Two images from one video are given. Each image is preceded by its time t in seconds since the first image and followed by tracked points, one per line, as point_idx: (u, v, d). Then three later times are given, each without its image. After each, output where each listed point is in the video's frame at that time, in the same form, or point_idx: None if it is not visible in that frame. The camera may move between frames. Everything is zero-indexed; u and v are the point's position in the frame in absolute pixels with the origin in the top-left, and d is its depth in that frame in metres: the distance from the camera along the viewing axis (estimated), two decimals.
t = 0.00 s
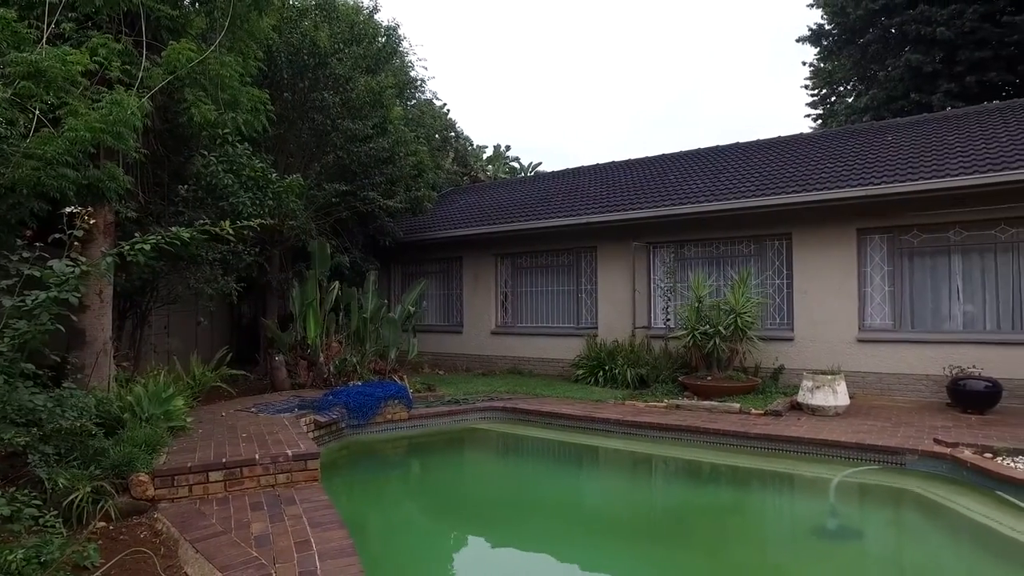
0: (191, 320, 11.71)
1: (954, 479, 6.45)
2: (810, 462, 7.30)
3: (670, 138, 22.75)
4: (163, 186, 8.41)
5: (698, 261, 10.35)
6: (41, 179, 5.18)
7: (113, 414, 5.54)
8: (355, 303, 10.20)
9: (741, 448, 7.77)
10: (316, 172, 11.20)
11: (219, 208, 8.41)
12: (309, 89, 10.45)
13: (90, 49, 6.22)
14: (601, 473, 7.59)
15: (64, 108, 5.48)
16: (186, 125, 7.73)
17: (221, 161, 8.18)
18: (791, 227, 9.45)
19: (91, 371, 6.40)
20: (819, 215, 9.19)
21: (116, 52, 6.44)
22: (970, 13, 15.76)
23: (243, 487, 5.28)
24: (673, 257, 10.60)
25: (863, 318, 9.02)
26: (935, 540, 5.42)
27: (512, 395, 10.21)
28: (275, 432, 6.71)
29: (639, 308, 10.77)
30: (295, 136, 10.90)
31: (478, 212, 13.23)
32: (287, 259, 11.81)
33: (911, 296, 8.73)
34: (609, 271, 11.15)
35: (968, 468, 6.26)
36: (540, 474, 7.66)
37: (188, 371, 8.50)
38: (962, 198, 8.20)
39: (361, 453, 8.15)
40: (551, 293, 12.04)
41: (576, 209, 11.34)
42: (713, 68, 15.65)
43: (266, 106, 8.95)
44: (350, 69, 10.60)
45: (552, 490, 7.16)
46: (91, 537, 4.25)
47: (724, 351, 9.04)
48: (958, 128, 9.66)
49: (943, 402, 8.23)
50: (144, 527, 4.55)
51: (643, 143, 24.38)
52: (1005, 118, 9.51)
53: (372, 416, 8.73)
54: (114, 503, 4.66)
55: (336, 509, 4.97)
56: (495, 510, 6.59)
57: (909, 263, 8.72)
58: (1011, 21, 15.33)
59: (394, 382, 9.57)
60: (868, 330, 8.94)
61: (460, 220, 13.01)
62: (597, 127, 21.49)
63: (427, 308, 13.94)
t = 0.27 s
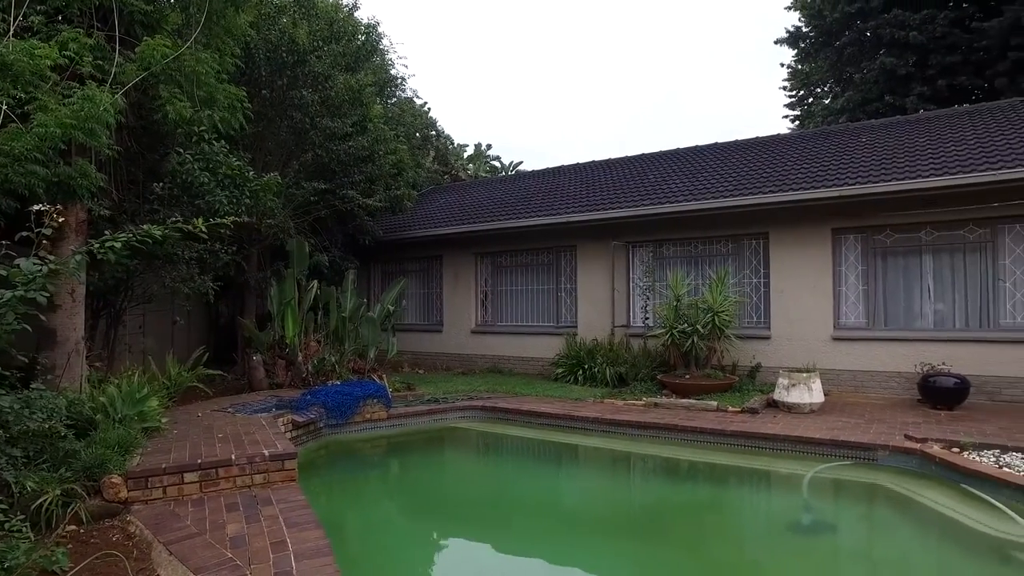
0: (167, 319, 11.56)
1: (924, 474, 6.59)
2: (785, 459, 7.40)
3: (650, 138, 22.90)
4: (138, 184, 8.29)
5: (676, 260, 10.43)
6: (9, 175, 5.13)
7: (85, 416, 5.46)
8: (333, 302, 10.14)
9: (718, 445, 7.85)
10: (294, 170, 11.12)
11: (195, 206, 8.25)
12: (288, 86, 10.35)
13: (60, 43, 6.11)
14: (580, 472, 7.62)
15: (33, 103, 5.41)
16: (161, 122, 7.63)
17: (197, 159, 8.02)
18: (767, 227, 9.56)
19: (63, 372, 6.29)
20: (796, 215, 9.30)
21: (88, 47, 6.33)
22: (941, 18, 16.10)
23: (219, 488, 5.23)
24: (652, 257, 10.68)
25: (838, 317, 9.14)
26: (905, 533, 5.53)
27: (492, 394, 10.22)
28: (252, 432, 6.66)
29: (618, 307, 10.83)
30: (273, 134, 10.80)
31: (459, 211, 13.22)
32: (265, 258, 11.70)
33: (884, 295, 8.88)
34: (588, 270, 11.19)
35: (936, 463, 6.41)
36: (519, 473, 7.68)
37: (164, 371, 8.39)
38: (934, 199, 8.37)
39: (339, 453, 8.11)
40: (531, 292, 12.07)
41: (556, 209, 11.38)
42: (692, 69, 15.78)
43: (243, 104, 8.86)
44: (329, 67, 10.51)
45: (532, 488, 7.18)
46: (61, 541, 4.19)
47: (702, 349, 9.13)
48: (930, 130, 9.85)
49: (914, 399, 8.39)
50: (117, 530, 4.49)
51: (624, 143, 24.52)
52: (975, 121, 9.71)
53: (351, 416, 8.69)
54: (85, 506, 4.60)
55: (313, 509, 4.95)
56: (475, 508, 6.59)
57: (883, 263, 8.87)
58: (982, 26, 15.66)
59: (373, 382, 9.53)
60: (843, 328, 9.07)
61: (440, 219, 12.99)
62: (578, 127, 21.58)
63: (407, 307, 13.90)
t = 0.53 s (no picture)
0: (134, 319, 11.35)
1: (888, 468, 6.75)
2: (755, 455, 7.51)
3: (624, 138, 23.06)
4: (104, 180, 8.13)
5: (649, 259, 10.52)
6: None
7: (46, 418, 5.33)
8: (306, 301, 10.04)
9: (690, 442, 7.94)
10: (266, 167, 10.99)
11: (163, 203, 8.07)
12: (259, 83, 10.21)
13: (18, 34, 5.96)
14: (553, 469, 7.66)
15: None
16: (127, 117, 7.49)
17: (165, 155, 7.80)
18: (738, 227, 9.69)
19: (24, 373, 6.13)
20: (766, 214, 9.44)
21: (49, 39, 6.19)
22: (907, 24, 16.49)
23: (187, 490, 5.15)
24: (625, 255, 10.76)
25: (807, 315, 9.30)
26: (870, 526, 5.66)
27: (466, 393, 10.22)
28: (222, 433, 6.57)
29: (591, 305, 10.90)
30: (245, 131, 10.66)
31: (433, 209, 13.18)
32: (236, 256, 11.54)
33: (851, 294, 9.06)
34: (562, 268, 11.23)
35: (900, 457, 6.56)
36: (493, 471, 7.68)
37: (130, 372, 8.23)
38: (899, 199, 8.56)
39: (312, 453, 8.03)
40: (505, 291, 12.07)
41: (531, 207, 11.40)
42: (665, 69, 15.91)
43: (213, 100, 8.74)
44: (303, 63, 10.37)
45: (506, 487, 7.19)
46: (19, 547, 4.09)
47: (674, 347, 9.22)
48: (895, 132, 10.07)
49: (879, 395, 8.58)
50: (79, 534, 4.39)
51: (598, 143, 24.68)
52: (938, 124, 9.96)
53: (324, 415, 8.62)
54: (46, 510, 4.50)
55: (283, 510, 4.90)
56: (448, 507, 6.58)
57: (850, 262, 9.05)
58: (944, 32, 16.05)
59: (346, 381, 9.46)
60: (812, 326, 9.23)
61: (415, 218, 12.94)
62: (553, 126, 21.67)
63: (381, 306, 13.83)
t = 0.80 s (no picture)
0: (94, 319, 11.06)
1: (848, 463, 6.93)
2: (721, 451, 7.64)
3: (594, 138, 23.24)
4: (60, 176, 7.90)
5: (618, 258, 10.61)
6: None
7: None
8: (273, 301, 9.91)
9: (657, 439, 8.03)
10: (232, 165, 10.81)
11: (124, 201, 7.86)
12: (224, 78, 10.03)
13: None
14: (523, 468, 7.68)
15: None
16: (85, 111, 7.28)
17: (125, 151, 7.56)
18: (704, 226, 9.83)
19: None
20: (732, 215, 9.59)
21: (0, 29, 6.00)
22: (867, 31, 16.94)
23: (148, 493, 5.05)
24: (594, 254, 10.84)
25: (772, 314, 9.47)
26: (831, 519, 5.80)
27: (435, 392, 10.19)
28: (185, 435, 6.45)
29: (561, 305, 10.96)
30: (210, 127, 10.46)
31: (403, 208, 13.11)
32: (200, 255, 11.33)
33: (813, 293, 9.26)
34: (532, 267, 11.27)
35: (859, 451, 6.74)
36: (463, 470, 7.68)
37: (89, 373, 8.03)
38: (860, 201, 8.78)
39: (279, 455, 7.92)
40: (475, 290, 12.06)
41: (500, 206, 11.41)
42: (634, 70, 16.07)
43: (176, 95, 8.55)
44: (269, 59, 10.20)
45: (476, 486, 7.20)
46: None
47: (642, 346, 9.32)
48: (856, 135, 10.33)
49: (840, 391, 8.80)
50: (32, 542, 4.27)
51: (568, 143, 24.84)
52: (897, 127, 10.25)
53: (291, 416, 8.51)
54: None
55: (248, 512, 4.83)
56: (417, 507, 6.55)
57: (813, 261, 9.25)
58: (902, 39, 16.51)
59: (314, 381, 9.36)
60: (776, 324, 9.41)
61: (384, 216, 12.86)
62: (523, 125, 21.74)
63: (350, 305, 13.70)
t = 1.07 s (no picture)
0: (49, 319, 10.74)
1: (809, 457, 7.09)
2: (687, 448, 7.75)
3: (562, 137, 23.36)
4: (12, 170, 7.68)
5: (586, 257, 10.68)
6: None
7: None
8: (237, 300, 9.73)
9: (625, 436, 8.11)
10: (195, 161, 10.58)
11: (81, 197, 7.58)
12: (187, 72, 9.74)
13: None
14: (492, 466, 7.69)
15: None
16: (38, 103, 7.05)
17: (82, 146, 7.29)
18: (671, 226, 9.94)
19: None
20: (698, 214, 9.72)
21: None
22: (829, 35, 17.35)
23: (106, 498, 4.92)
24: (562, 253, 10.89)
25: (737, 312, 9.63)
26: (793, 512, 5.93)
27: (403, 391, 10.14)
28: (145, 437, 6.30)
29: (529, 304, 10.99)
30: (172, 123, 10.21)
31: (371, 206, 13.01)
32: (162, 253, 11.08)
33: (777, 291, 9.45)
34: (500, 266, 11.27)
35: (821, 446, 6.90)
36: (432, 470, 7.65)
37: (44, 375, 7.79)
38: (822, 202, 8.99)
39: (244, 456, 7.80)
40: (443, 289, 12.03)
41: (469, 205, 11.39)
42: (601, 70, 16.16)
43: (136, 89, 8.34)
44: (234, 54, 9.99)
45: (445, 485, 7.18)
46: None
47: (610, 344, 9.40)
48: (818, 138, 10.56)
49: (803, 387, 8.99)
50: None
51: (538, 142, 24.93)
52: (857, 130, 10.51)
53: (256, 416, 8.37)
54: None
55: (211, 515, 4.74)
56: (385, 507, 6.51)
57: (776, 260, 9.44)
58: (861, 45, 16.93)
59: (280, 381, 9.22)
60: (741, 322, 9.58)
61: (352, 214, 12.74)
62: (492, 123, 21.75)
63: (316, 304, 13.54)
